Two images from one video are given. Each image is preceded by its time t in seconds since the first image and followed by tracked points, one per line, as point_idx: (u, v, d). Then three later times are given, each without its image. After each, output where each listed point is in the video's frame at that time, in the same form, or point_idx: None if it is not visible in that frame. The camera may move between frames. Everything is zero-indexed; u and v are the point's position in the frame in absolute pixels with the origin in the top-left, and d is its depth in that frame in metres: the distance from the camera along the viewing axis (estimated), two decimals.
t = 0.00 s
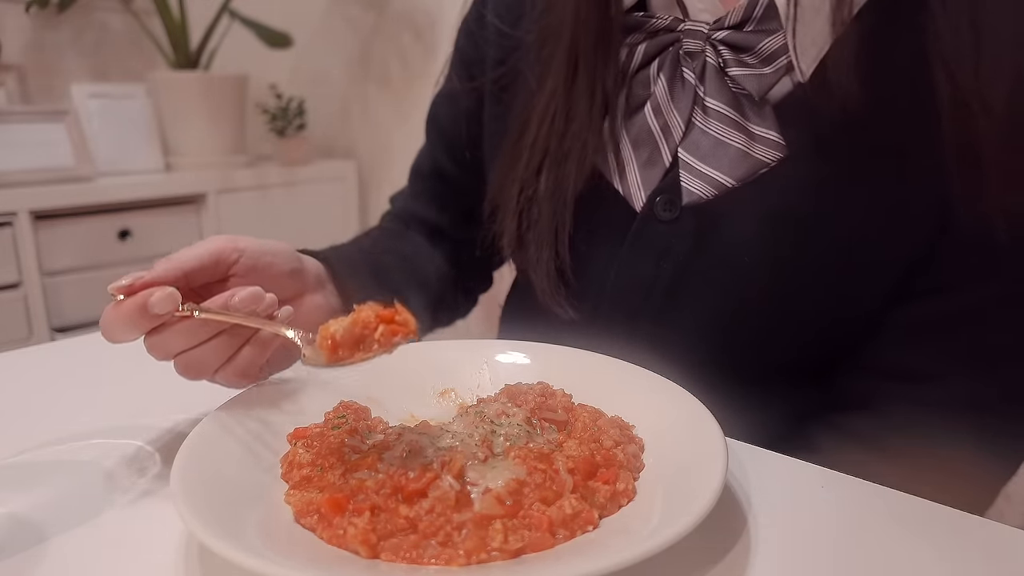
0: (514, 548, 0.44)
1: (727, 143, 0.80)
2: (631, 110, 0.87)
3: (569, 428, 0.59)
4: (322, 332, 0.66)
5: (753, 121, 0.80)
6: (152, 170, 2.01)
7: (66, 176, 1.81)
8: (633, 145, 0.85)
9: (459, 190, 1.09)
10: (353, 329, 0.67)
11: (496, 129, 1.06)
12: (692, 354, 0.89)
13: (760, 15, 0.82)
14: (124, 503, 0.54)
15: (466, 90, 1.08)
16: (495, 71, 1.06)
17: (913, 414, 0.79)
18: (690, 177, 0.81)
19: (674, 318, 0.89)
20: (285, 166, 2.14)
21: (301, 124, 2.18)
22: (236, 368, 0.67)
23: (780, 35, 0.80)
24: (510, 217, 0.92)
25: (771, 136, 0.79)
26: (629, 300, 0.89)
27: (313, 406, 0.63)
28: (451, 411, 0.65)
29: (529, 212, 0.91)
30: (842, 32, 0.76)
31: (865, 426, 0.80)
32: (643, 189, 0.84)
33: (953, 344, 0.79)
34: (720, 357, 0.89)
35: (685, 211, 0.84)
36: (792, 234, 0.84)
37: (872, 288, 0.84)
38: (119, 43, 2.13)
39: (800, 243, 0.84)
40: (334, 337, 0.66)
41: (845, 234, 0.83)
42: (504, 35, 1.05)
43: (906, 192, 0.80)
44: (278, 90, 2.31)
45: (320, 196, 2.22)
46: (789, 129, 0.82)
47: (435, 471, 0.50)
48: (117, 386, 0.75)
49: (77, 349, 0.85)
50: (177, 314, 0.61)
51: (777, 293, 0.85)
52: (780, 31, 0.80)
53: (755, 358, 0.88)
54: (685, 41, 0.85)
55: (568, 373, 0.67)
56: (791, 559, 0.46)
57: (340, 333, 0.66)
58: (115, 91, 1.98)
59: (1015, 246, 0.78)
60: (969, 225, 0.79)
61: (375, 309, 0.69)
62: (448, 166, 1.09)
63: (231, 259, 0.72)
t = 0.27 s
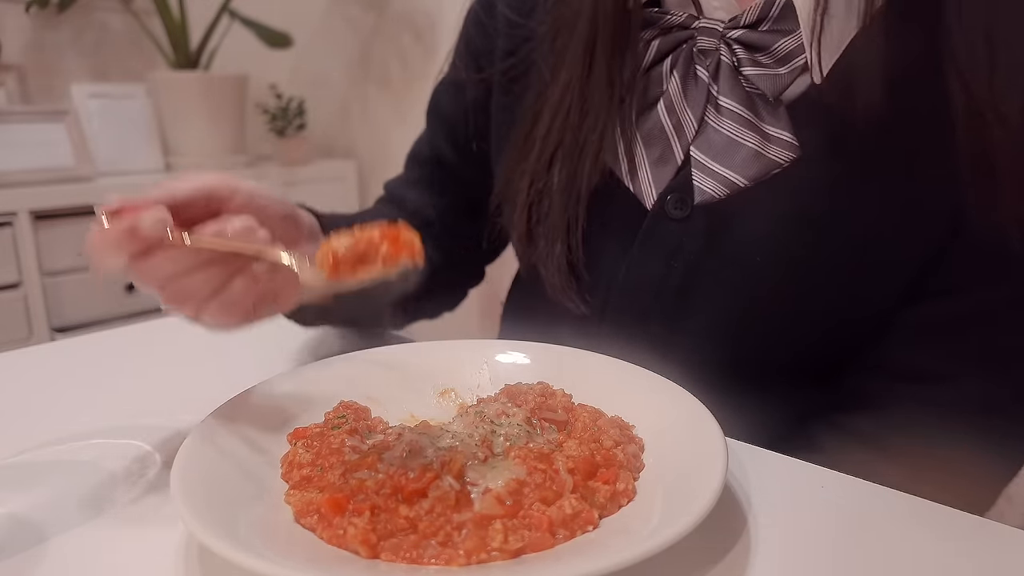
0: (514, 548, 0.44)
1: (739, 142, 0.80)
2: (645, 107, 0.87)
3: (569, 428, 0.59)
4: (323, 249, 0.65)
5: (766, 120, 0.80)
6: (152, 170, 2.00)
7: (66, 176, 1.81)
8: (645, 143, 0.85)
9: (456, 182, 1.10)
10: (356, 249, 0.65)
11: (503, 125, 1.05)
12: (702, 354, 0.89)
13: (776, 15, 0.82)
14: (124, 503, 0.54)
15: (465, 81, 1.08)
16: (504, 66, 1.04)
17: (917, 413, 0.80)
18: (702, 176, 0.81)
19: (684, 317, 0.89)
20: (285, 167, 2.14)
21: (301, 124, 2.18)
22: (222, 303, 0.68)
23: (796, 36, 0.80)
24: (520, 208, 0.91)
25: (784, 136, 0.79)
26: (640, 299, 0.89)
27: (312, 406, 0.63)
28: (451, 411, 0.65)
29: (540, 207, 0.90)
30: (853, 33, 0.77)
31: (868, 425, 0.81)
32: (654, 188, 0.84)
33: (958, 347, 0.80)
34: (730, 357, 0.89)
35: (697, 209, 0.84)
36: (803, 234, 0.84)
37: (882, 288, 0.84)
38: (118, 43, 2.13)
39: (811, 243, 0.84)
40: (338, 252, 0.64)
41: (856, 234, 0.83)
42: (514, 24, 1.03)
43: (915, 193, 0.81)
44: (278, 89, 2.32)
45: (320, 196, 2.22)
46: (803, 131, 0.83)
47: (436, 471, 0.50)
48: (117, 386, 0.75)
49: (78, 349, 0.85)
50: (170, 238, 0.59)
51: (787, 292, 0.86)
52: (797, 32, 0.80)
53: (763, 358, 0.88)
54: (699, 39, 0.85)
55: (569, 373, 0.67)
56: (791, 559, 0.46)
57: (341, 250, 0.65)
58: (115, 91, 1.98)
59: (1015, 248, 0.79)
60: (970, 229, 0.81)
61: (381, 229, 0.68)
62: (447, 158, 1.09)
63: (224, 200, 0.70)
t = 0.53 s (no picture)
0: (514, 548, 0.44)
1: (740, 141, 0.81)
2: (647, 105, 0.87)
3: (569, 428, 0.59)
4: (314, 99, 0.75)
5: (768, 120, 0.80)
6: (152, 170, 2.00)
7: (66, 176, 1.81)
8: (646, 143, 0.87)
9: (455, 183, 1.10)
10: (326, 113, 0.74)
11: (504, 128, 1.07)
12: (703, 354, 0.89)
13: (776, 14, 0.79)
14: (124, 503, 0.54)
15: (471, 82, 1.07)
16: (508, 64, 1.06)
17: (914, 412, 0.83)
18: (703, 176, 0.82)
19: (685, 317, 0.89)
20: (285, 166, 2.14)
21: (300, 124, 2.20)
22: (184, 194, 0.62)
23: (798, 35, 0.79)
24: (523, 211, 0.93)
25: (785, 136, 0.80)
26: (641, 299, 0.89)
27: (312, 406, 0.63)
28: (452, 410, 0.65)
29: (542, 209, 0.92)
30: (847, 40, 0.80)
31: (867, 426, 0.83)
32: (655, 187, 0.86)
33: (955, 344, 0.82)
34: (731, 358, 0.88)
35: (697, 209, 0.84)
36: (805, 234, 0.84)
37: (884, 289, 0.83)
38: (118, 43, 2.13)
39: (813, 243, 0.84)
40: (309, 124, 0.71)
41: (857, 234, 0.82)
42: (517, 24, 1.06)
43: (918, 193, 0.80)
44: (278, 88, 2.27)
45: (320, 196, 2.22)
46: (802, 130, 0.82)
47: (436, 471, 0.49)
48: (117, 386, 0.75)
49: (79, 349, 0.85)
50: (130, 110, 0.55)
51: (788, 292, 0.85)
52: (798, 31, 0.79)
53: (762, 357, 0.88)
54: (699, 38, 0.84)
55: (569, 373, 0.67)
56: (791, 559, 0.46)
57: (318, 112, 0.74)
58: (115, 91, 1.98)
59: (1019, 246, 0.80)
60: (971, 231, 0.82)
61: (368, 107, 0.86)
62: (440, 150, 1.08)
63: (225, 87, 0.65)
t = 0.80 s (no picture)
0: (514, 548, 0.44)
1: (731, 139, 0.80)
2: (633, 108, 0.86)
3: (569, 428, 0.59)
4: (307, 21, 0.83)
5: (754, 116, 0.80)
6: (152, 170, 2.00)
7: (66, 176, 1.81)
8: (637, 144, 0.84)
9: (449, 182, 1.12)
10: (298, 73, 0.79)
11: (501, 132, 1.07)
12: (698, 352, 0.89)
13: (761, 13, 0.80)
14: (124, 503, 0.54)
15: (459, 83, 1.10)
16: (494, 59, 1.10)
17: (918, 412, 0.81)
18: (694, 175, 0.80)
19: (679, 313, 0.90)
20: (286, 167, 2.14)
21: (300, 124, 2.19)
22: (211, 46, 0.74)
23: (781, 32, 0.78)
24: (513, 214, 0.92)
25: (774, 132, 0.79)
26: (636, 295, 0.91)
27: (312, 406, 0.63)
28: (451, 411, 0.65)
29: (535, 212, 0.90)
30: (834, 39, 0.79)
31: (864, 424, 0.81)
32: (646, 186, 0.84)
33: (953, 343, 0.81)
34: (725, 358, 0.88)
35: (689, 207, 0.87)
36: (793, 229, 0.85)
37: (873, 284, 0.84)
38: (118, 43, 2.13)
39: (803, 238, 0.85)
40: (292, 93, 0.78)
41: (847, 233, 0.83)
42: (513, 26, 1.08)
43: (903, 189, 0.82)
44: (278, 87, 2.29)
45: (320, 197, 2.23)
46: (790, 128, 0.84)
47: (436, 471, 0.49)
48: (117, 386, 0.75)
49: (79, 349, 0.85)
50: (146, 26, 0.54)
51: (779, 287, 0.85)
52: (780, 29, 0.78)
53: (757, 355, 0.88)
54: (687, 39, 0.83)
55: (569, 374, 0.67)
56: (791, 559, 0.46)
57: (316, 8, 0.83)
58: (115, 91, 1.98)
59: (1010, 244, 0.81)
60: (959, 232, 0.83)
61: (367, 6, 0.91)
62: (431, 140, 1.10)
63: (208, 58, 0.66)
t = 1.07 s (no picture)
0: (514, 548, 0.44)
1: (712, 141, 0.81)
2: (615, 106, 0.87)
3: (569, 429, 0.59)
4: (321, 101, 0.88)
5: (737, 118, 0.81)
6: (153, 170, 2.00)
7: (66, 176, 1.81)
8: (617, 144, 0.86)
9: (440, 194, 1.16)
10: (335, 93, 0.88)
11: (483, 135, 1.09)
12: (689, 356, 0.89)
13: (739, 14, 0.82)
14: (124, 503, 0.54)
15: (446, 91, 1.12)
16: (478, 68, 1.11)
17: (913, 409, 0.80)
18: (673, 177, 0.82)
19: (667, 319, 0.89)
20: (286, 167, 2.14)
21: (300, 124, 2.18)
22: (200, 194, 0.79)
23: (760, 33, 0.80)
24: (503, 209, 0.91)
25: (755, 133, 0.81)
26: (621, 302, 0.90)
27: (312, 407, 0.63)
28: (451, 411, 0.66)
29: (522, 209, 0.91)
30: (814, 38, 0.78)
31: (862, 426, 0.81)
32: (627, 191, 0.86)
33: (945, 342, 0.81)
34: (714, 362, 0.88)
35: (673, 212, 0.85)
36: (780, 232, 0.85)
37: (859, 285, 0.85)
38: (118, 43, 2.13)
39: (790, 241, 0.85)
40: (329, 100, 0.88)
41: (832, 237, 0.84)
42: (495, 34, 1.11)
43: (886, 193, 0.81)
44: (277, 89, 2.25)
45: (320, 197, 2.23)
46: (774, 129, 0.83)
47: (436, 471, 0.50)
48: (117, 386, 0.75)
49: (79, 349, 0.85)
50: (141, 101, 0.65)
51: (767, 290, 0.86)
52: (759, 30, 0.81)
53: (747, 357, 0.88)
54: (666, 39, 0.86)
55: (569, 374, 0.67)
56: (792, 560, 0.46)
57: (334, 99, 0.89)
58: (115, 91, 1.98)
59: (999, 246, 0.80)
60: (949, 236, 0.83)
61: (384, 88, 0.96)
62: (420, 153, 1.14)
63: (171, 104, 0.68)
